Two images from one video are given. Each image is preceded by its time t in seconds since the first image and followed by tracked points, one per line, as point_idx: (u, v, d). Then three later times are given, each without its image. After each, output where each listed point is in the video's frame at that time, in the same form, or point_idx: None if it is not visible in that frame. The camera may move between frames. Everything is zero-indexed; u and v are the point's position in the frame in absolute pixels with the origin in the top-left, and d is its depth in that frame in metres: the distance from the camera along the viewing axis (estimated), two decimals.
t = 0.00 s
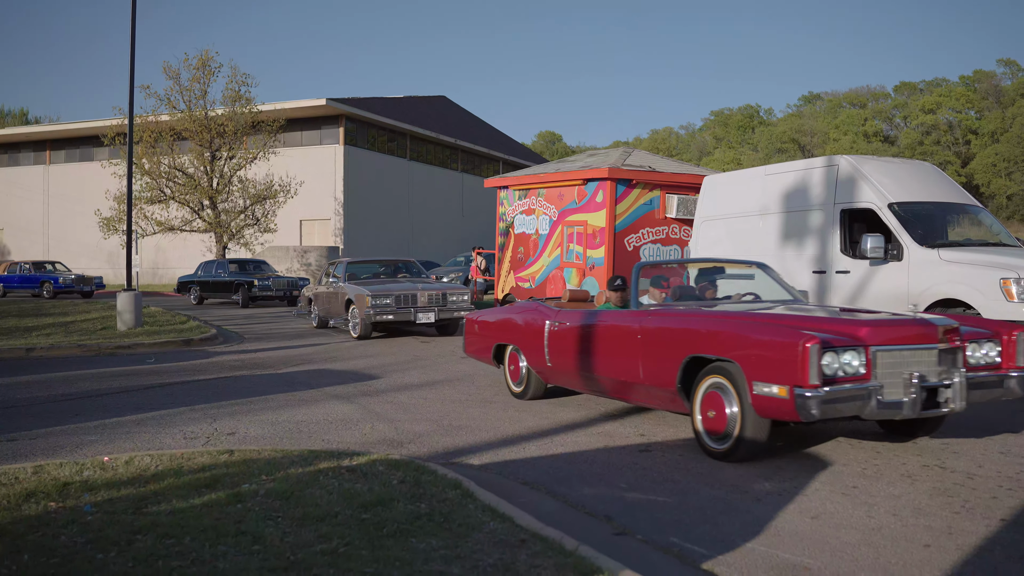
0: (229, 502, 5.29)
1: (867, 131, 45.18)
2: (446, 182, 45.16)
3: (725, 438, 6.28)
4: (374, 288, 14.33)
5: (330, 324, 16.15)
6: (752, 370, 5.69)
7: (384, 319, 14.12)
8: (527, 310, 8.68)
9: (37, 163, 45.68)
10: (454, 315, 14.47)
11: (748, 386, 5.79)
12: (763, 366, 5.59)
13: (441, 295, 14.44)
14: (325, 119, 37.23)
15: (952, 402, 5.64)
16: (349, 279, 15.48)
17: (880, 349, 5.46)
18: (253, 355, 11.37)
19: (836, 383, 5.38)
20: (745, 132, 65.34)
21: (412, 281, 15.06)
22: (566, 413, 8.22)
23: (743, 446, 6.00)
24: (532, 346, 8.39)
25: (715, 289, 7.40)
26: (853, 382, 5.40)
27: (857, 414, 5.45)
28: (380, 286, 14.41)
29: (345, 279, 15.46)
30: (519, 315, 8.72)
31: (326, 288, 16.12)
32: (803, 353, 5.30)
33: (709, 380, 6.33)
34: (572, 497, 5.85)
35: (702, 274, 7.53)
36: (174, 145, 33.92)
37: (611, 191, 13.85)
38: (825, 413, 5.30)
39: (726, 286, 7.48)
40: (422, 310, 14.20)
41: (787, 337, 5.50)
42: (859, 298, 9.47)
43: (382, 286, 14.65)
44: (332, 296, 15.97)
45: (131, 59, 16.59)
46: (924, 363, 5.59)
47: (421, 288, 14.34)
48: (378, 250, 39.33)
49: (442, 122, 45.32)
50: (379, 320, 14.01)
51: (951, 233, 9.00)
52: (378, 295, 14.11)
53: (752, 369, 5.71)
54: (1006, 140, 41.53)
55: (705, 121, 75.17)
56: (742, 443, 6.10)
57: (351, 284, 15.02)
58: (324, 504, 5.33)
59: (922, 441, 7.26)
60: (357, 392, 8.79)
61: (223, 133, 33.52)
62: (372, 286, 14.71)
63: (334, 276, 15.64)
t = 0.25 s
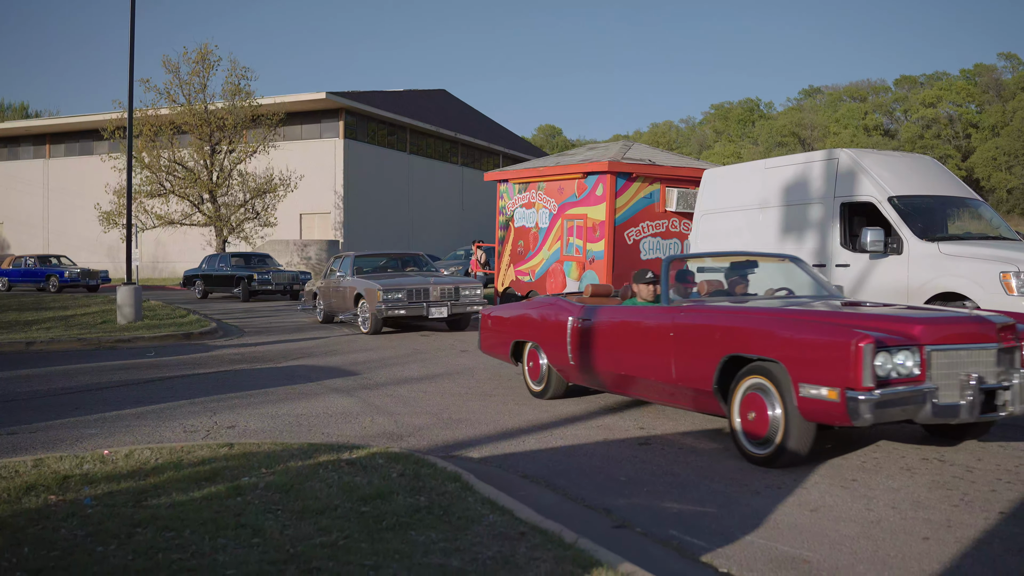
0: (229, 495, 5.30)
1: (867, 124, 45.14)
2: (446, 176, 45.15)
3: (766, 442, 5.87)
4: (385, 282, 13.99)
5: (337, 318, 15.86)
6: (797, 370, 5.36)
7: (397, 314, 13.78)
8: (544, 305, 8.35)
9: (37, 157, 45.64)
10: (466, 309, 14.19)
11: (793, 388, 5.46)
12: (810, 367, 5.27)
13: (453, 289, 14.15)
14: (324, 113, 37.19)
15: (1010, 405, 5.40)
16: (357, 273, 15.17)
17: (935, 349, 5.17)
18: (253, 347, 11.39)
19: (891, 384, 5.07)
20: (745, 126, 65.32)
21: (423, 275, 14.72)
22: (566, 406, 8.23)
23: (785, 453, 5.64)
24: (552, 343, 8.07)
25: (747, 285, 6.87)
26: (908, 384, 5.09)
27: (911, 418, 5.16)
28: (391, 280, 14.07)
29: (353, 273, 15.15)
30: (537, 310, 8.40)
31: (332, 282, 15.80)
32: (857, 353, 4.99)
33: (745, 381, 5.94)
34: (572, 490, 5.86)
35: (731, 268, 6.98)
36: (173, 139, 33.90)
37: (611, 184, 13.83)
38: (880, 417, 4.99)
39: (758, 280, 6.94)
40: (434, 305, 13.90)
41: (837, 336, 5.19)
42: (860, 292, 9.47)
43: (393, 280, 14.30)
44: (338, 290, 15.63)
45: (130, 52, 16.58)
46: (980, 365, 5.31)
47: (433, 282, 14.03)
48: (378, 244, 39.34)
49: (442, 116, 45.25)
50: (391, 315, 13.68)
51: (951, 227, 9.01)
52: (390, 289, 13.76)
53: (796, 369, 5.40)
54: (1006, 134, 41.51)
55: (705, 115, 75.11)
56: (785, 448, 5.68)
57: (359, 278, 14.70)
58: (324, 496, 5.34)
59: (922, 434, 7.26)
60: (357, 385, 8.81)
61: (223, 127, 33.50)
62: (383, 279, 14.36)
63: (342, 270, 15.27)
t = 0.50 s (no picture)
0: (228, 489, 5.32)
1: (868, 118, 45.11)
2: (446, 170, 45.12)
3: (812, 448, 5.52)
4: (398, 276, 13.62)
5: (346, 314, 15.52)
6: (851, 373, 5.04)
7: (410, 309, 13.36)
8: (567, 301, 8.05)
9: (38, 151, 45.61)
10: (480, 304, 13.90)
11: (845, 391, 5.13)
12: (864, 368, 4.96)
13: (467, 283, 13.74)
14: (325, 106, 37.16)
15: None
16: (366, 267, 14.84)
17: (998, 349, 4.86)
18: (253, 341, 11.41)
19: (954, 388, 4.76)
20: (745, 120, 65.30)
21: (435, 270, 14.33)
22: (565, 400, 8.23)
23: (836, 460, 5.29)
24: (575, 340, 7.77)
25: (781, 279, 6.54)
26: (971, 387, 4.78)
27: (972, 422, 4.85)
28: (403, 274, 13.69)
29: (363, 266, 14.83)
30: (560, 305, 8.09)
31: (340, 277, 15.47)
32: (918, 353, 4.67)
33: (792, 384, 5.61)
34: (571, 483, 5.88)
35: (763, 262, 6.63)
36: (174, 133, 33.87)
37: (610, 178, 13.82)
38: (944, 422, 4.67)
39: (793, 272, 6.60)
40: (449, 299, 13.58)
41: (894, 335, 4.87)
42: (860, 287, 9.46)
43: (406, 274, 13.92)
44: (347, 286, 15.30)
45: (130, 46, 16.58)
46: None
47: (447, 276, 13.72)
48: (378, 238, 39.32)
49: (443, 110, 45.20)
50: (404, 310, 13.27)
51: (950, 221, 9.01)
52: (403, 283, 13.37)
53: (850, 371, 5.06)
54: (1007, 128, 41.50)
55: (706, 109, 75.08)
56: (835, 453, 5.32)
57: (370, 272, 14.37)
58: (323, 490, 5.36)
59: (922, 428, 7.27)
60: (356, 379, 8.83)
61: (224, 121, 33.46)
62: (395, 273, 13.98)
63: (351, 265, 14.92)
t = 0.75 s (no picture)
0: (230, 483, 5.34)
1: (870, 113, 45.03)
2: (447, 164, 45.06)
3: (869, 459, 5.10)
4: (410, 270, 13.13)
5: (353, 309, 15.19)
6: (914, 377, 4.62)
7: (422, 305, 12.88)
8: (594, 298, 7.67)
9: (39, 145, 45.57)
10: (494, 299, 13.41)
11: (905, 397, 4.71)
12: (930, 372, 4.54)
13: (480, 277, 13.27)
14: (325, 101, 37.11)
15: None
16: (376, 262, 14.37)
17: None
18: (255, 336, 11.42)
19: None
20: (747, 114, 65.19)
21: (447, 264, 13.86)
22: (566, 395, 8.24)
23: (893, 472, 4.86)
24: (601, 339, 7.40)
25: (820, 276, 6.10)
26: None
27: None
28: (415, 269, 13.21)
29: (372, 262, 14.35)
30: (586, 303, 7.73)
31: (349, 271, 14.99)
32: (993, 357, 4.26)
33: (839, 389, 5.22)
34: (572, 478, 5.89)
35: (797, 259, 6.20)
36: (174, 127, 33.83)
37: (612, 172, 13.79)
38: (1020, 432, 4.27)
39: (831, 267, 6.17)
40: (462, 294, 13.07)
41: (964, 337, 4.45)
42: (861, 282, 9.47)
43: (418, 268, 13.44)
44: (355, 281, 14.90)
45: (131, 40, 16.57)
46: None
47: (459, 271, 13.21)
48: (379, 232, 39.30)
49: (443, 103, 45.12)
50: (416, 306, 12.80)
51: (951, 216, 9.01)
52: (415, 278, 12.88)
53: (911, 376, 4.64)
54: (1009, 123, 41.42)
55: (707, 103, 74.95)
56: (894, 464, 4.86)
57: (380, 268, 13.87)
58: (325, 485, 5.38)
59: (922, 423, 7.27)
60: (358, 374, 8.84)
61: (224, 115, 33.41)
62: (406, 267, 13.51)
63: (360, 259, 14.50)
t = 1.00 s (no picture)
0: (231, 480, 5.34)
1: (871, 109, 44.97)
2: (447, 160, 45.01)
3: (933, 475, 4.61)
4: (421, 268, 12.70)
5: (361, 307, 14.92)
6: (987, 384, 4.16)
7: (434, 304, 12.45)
8: (626, 297, 7.26)
9: (40, 142, 45.52)
10: (507, 298, 12.93)
11: (977, 407, 4.25)
12: (1008, 377, 4.07)
13: (493, 275, 12.86)
14: (326, 97, 37.06)
15: None
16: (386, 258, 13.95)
17: None
18: (257, 333, 11.41)
19: None
20: (748, 111, 65.11)
21: (458, 261, 13.44)
22: (568, 392, 8.25)
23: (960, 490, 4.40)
24: (633, 340, 6.97)
25: (863, 275, 5.73)
26: None
27: None
28: (426, 266, 12.78)
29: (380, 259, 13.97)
30: (617, 302, 7.32)
31: (357, 268, 14.56)
32: None
33: (900, 396, 4.74)
34: (573, 474, 5.90)
35: (841, 256, 5.84)
36: (175, 124, 33.80)
37: (613, 168, 13.77)
38: None
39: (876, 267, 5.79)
40: (475, 292, 12.61)
41: None
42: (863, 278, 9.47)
43: (429, 265, 13.02)
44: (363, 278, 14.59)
45: (132, 37, 16.54)
46: None
47: (472, 268, 12.78)
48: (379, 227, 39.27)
49: (444, 100, 45.04)
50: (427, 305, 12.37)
51: (952, 212, 9.01)
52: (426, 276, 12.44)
53: (985, 383, 4.17)
54: (1011, 118, 41.34)
55: (708, 99, 74.85)
56: (964, 480, 4.38)
57: (390, 264, 13.45)
58: (326, 482, 5.38)
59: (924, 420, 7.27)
60: (359, 371, 8.84)
61: (225, 111, 33.38)
62: (416, 264, 13.10)
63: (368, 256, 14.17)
